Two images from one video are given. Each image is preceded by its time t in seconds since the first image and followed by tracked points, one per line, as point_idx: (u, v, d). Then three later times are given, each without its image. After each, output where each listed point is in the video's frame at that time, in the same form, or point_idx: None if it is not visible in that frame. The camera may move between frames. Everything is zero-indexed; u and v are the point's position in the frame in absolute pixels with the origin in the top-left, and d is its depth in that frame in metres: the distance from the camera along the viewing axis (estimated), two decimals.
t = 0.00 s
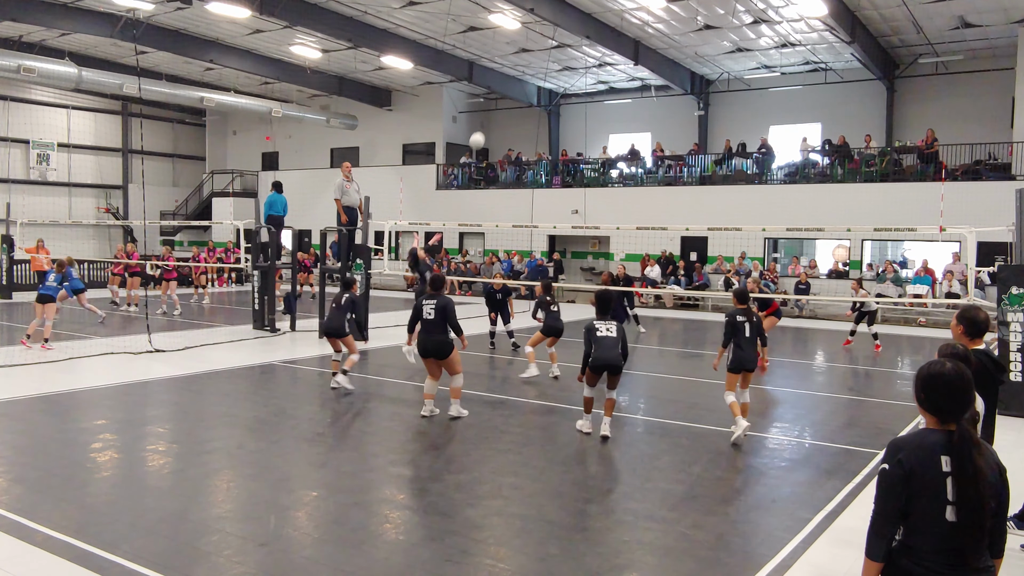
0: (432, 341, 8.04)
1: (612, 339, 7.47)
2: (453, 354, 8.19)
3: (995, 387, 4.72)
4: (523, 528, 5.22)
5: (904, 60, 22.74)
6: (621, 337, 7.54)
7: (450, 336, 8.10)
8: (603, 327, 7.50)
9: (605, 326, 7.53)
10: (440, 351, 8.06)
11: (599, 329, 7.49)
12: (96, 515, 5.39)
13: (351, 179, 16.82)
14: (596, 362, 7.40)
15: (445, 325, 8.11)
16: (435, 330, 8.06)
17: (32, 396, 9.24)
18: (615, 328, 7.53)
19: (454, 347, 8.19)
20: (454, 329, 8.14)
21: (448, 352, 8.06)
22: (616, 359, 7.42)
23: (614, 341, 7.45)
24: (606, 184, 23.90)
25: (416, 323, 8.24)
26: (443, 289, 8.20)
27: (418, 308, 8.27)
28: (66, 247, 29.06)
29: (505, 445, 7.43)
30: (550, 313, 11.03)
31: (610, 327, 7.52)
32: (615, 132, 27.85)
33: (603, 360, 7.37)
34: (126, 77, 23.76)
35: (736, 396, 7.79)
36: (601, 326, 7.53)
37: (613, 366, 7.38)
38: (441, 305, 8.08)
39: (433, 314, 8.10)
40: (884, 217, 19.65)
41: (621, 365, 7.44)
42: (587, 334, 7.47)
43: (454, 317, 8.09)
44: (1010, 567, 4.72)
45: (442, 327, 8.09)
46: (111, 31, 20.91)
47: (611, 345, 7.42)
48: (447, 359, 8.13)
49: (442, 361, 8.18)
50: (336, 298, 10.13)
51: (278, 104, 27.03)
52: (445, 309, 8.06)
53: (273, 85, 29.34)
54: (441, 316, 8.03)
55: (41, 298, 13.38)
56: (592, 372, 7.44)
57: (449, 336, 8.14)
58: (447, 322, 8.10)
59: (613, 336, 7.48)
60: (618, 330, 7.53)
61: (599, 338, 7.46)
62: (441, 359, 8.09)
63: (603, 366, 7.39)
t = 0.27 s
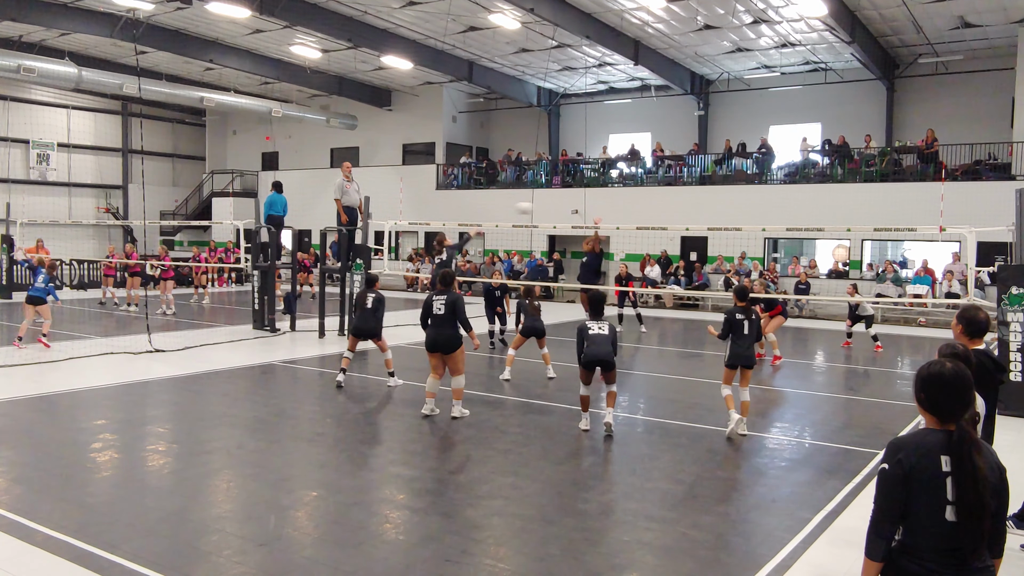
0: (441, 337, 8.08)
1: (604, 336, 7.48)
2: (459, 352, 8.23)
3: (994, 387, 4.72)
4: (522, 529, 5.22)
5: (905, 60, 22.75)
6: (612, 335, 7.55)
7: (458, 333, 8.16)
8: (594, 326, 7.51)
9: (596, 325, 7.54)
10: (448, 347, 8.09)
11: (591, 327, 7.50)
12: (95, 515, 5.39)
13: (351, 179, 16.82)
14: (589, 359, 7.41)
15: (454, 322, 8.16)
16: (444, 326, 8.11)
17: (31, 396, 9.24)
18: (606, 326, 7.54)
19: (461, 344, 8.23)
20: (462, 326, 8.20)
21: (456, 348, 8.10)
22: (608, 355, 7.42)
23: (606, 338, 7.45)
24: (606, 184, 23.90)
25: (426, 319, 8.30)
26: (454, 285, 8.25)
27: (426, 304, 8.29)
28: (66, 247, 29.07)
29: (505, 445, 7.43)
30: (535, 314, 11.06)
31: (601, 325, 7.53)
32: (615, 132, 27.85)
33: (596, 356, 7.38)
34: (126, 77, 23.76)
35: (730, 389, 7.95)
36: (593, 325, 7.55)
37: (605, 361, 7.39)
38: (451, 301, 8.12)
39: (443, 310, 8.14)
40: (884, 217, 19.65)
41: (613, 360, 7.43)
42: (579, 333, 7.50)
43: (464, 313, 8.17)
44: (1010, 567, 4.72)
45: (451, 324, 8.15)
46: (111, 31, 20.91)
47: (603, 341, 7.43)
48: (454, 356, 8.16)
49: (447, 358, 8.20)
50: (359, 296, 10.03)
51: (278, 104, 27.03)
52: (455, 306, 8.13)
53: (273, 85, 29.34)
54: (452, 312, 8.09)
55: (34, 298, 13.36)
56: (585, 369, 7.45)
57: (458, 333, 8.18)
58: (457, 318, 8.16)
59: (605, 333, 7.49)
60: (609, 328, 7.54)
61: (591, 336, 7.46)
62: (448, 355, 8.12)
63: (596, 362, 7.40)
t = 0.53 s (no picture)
0: (444, 336, 8.08)
1: (605, 331, 7.49)
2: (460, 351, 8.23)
3: (994, 387, 4.72)
4: (523, 529, 5.22)
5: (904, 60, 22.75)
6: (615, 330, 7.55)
7: (461, 332, 8.16)
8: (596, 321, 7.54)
9: (598, 320, 7.57)
10: (450, 346, 8.09)
11: (592, 322, 7.53)
12: (95, 515, 5.38)
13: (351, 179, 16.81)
14: (589, 354, 7.43)
15: (458, 321, 8.16)
16: (447, 325, 8.11)
17: (31, 396, 9.24)
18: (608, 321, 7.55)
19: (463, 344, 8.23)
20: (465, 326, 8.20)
21: (457, 347, 8.10)
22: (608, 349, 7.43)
23: (606, 333, 7.46)
24: (606, 184, 23.90)
25: (430, 318, 8.30)
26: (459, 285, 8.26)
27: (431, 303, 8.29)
28: (66, 247, 29.06)
29: (505, 445, 7.43)
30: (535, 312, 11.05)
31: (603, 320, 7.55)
32: (615, 132, 27.85)
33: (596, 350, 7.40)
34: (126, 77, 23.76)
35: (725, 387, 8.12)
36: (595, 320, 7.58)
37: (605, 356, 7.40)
38: (455, 300, 8.13)
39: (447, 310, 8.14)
40: (884, 217, 19.65)
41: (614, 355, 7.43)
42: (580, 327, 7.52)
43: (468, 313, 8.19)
44: (1009, 567, 4.72)
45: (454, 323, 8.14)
46: (111, 31, 20.91)
47: (603, 335, 7.44)
48: (456, 355, 8.16)
49: (449, 357, 8.20)
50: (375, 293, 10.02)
51: (278, 104, 27.02)
52: (459, 305, 8.14)
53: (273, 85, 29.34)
54: (455, 311, 8.10)
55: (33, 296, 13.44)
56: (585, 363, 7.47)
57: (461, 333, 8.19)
58: (461, 318, 8.16)
59: (605, 328, 7.50)
60: (612, 323, 7.54)
61: (592, 331, 7.49)
62: (450, 354, 8.12)
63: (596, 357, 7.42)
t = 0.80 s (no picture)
0: (445, 334, 8.07)
1: (611, 330, 7.48)
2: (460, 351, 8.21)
3: (995, 387, 4.70)
4: (523, 529, 5.22)
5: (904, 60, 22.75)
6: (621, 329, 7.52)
7: (461, 332, 8.16)
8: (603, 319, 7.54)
9: (605, 317, 7.56)
10: (450, 345, 8.07)
11: (599, 320, 7.53)
12: (95, 515, 5.38)
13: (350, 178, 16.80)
14: (592, 352, 7.43)
15: (458, 321, 8.16)
16: (447, 324, 8.11)
17: (31, 396, 9.24)
18: (616, 319, 7.53)
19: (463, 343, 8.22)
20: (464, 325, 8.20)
21: (457, 346, 8.09)
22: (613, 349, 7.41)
23: (612, 332, 7.45)
24: (606, 184, 23.90)
25: (430, 317, 8.30)
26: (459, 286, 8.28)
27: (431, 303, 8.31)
28: (66, 247, 29.07)
29: (505, 444, 7.44)
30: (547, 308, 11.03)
31: (611, 318, 7.54)
32: (615, 132, 27.85)
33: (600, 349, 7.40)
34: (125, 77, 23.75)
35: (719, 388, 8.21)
36: (603, 317, 7.58)
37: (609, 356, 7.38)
38: (455, 300, 8.15)
39: (448, 309, 8.16)
40: (883, 217, 19.65)
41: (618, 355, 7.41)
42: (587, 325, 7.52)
43: (468, 313, 8.20)
44: (1009, 567, 4.72)
45: (453, 323, 8.14)
46: (111, 31, 20.91)
47: (608, 335, 7.43)
48: (456, 354, 8.15)
49: (448, 356, 8.19)
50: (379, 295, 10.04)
51: (278, 104, 27.02)
52: (459, 305, 8.16)
53: (273, 85, 29.34)
54: (455, 311, 8.11)
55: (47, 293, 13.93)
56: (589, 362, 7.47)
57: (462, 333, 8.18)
58: (461, 317, 8.17)
59: (611, 326, 7.49)
60: (619, 322, 7.52)
61: (598, 329, 7.52)
62: (450, 353, 8.10)
63: (599, 356, 7.42)
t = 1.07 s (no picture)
0: (442, 334, 8.05)
1: (614, 328, 7.48)
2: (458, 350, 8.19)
3: (994, 387, 4.69)
4: (522, 529, 5.22)
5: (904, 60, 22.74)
6: (625, 327, 7.51)
7: (459, 331, 8.15)
8: (608, 316, 7.53)
9: (610, 314, 7.56)
10: (448, 344, 8.05)
11: (603, 318, 7.52)
12: (95, 515, 5.38)
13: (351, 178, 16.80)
14: (595, 351, 7.44)
15: (455, 320, 8.17)
16: (445, 324, 8.10)
17: (31, 396, 9.24)
18: (620, 317, 7.52)
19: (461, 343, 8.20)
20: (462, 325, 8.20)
21: (455, 346, 8.08)
22: (616, 349, 7.41)
23: (616, 331, 7.46)
24: (606, 184, 23.90)
25: (427, 318, 8.31)
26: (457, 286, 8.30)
27: (428, 304, 8.32)
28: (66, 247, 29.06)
29: (505, 444, 7.44)
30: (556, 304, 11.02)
31: (615, 316, 7.53)
32: (615, 132, 27.85)
33: (603, 348, 7.40)
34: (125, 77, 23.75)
35: (714, 385, 8.20)
36: (608, 314, 7.57)
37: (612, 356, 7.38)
38: (452, 300, 8.16)
39: (445, 309, 8.16)
40: (884, 217, 19.65)
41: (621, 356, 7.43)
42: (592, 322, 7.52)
43: (466, 312, 8.22)
44: (1009, 567, 4.72)
45: (451, 322, 8.14)
46: (111, 31, 20.91)
47: (611, 335, 7.43)
48: (454, 354, 8.13)
49: (447, 356, 8.16)
50: (377, 295, 10.05)
51: (278, 104, 27.02)
52: (456, 304, 8.17)
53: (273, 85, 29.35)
54: (453, 310, 8.12)
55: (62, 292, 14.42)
56: (592, 361, 7.47)
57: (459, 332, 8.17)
58: (458, 317, 8.17)
59: (615, 325, 7.49)
60: (623, 319, 7.51)
61: (602, 327, 7.49)
62: (447, 352, 8.07)
63: (602, 355, 7.43)
